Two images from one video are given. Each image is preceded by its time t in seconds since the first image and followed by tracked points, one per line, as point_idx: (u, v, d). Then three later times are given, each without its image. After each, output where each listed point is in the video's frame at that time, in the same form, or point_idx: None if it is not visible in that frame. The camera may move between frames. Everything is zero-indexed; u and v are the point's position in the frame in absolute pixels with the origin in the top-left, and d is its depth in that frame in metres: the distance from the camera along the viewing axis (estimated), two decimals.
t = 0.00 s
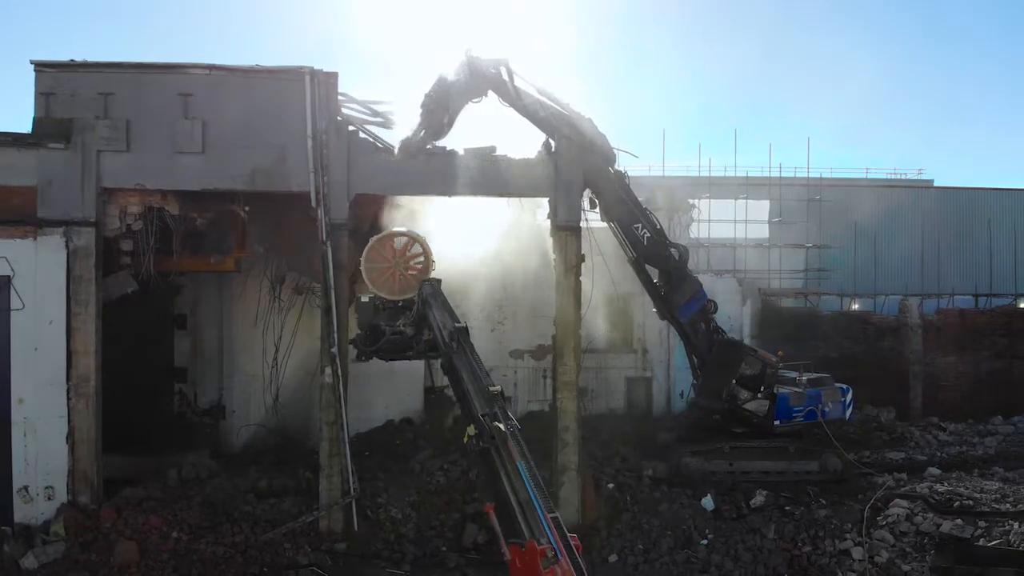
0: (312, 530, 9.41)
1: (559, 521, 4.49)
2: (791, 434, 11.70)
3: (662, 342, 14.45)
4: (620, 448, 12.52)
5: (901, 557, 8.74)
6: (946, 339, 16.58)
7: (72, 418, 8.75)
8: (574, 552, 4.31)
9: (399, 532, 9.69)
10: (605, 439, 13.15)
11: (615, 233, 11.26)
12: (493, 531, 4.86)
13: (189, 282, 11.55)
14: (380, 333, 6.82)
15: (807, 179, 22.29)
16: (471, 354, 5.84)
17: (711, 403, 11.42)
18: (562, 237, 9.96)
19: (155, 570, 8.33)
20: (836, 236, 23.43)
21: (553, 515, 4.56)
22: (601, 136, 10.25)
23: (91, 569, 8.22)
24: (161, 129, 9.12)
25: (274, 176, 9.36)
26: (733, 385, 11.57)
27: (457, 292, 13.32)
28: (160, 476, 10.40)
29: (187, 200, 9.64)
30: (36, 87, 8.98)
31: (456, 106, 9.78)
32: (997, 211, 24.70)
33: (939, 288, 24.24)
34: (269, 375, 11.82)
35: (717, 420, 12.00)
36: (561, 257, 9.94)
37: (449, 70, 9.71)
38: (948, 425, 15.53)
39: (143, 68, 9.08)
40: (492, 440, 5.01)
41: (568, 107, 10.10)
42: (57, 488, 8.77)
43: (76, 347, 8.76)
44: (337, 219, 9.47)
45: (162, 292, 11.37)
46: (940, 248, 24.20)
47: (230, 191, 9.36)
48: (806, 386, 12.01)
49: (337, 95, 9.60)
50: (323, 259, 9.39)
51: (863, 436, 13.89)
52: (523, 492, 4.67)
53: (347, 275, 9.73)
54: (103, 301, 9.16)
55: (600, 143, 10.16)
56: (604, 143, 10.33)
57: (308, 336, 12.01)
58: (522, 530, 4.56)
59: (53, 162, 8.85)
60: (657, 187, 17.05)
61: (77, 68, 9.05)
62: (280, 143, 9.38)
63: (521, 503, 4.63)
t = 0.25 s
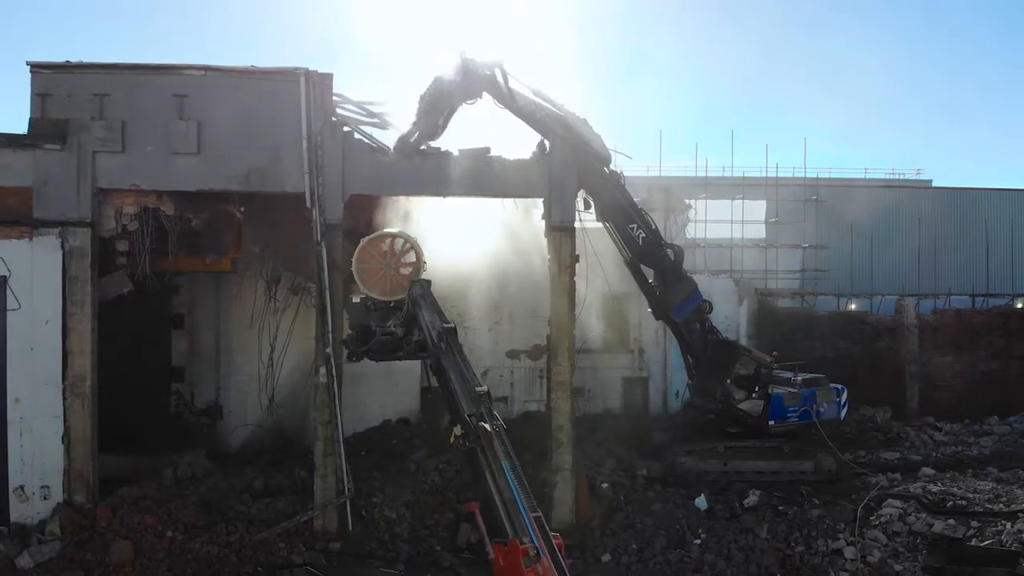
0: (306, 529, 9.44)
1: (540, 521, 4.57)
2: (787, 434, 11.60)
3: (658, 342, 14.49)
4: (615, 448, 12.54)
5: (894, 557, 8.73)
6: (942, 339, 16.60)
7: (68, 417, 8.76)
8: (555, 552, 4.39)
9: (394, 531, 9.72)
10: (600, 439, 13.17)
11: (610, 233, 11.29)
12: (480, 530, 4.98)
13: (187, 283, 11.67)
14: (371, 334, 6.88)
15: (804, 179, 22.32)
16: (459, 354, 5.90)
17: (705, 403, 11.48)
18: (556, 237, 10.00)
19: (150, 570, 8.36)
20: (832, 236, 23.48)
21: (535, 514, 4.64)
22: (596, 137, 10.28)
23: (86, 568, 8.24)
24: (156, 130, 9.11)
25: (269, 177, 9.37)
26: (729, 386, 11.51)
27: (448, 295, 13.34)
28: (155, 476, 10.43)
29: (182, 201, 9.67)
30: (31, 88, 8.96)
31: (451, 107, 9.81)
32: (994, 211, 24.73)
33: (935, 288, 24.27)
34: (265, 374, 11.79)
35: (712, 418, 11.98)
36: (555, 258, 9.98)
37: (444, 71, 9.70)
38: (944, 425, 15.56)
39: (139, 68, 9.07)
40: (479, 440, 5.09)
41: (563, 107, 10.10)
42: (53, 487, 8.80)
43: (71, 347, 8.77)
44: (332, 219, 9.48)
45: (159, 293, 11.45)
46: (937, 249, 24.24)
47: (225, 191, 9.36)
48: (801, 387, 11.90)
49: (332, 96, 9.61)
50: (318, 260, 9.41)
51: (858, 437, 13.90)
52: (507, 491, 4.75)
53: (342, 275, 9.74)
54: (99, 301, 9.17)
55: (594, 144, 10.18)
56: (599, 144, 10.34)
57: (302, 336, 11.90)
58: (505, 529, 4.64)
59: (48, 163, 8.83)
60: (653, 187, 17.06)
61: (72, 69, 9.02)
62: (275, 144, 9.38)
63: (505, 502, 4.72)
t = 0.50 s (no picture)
0: (306, 528, 9.49)
1: (528, 520, 4.67)
2: (786, 434, 11.57)
3: (658, 342, 14.50)
4: (615, 448, 12.54)
5: (891, 557, 8.75)
6: (943, 339, 16.58)
7: (69, 417, 8.80)
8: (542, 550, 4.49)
9: (393, 530, 9.76)
10: (600, 439, 13.18)
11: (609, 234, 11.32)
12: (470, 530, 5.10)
13: (188, 283, 11.74)
14: (365, 335, 7.05)
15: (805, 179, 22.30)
16: (451, 354, 5.96)
17: (704, 403, 11.55)
18: (555, 238, 10.02)
19: (150, 569, 8.40)
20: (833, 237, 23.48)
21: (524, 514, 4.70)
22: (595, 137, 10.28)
23: (86, 567, 8.29)
24: (156, 132, 9.14)
25: (269, 178, 9.40)
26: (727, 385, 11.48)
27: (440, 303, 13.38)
28: (156, 476, 10.47)
29: (182, 202, 9.70)
30: (32, 90, 8.97)
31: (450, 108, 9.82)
32: (995, 211, 24.69)
33: (937, 288, 24.23)
34: (265, 374, 11.81)
35: (711, 419, 12.05)
36: (553, 259, 10.01)
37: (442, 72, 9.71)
38: (944, 426, 15.55)
39: (140, 70, 9.09)
40: (468, 441, 5.14)
41: (561, 109, 10.13)
42: (54, 486, 8.85)
43: (72, 347, 8.80)
44: (331, 220, 9.51)
45: (161, 294, 11.53)
46: (937, 248, 24.21)
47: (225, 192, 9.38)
48: (800, 386, 11.85)
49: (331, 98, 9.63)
50: (317, 260, 9.44)
51: (858, 437, 13.87)
52: (496, 491, 4.83)
53: (342, 276, 9.77)
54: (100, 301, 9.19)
55: (593, 145, 10.20)
56: (598, 145, 10.35)
57: (303, 336, 11.99)
58: (494, 527, 4.74)
59: (50, 165, 8.87)
60: (654, 187, 17.06)
61: (73, 71, 9.03)
62: (274, 146, 9.40)
63: (494, 502, 4.80)
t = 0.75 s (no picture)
0: (315, 526, 9.55)
1: (529, 517, 4.72)
2: (794, 434, 11.58)
3: (667, 342, 14.46)
4: (623, 448, 12.51)
5: (899, 557, 8.68)
6: (955, 339, 16.45)
7: (81, 415, 8.84)
8: (541, 548, 4.57)
9: (401, 528, 9.82)
10: (609, 439, 13.16)
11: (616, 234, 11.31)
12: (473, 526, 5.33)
13: (199, 283, 11.86)
14: (372, 334, 7.09)
15: (816, 178, 22.19)
16: (454, 353, 5.99)
17: (712, 403, 11.49)
18: (562, 238, 10.04)
19: (160, 566, 8.52)
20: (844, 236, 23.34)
21: (524, 511, 4.73)
22: (602, 138, 10.31)
23: (98, 563, 8.41)
24: (166, 133, 9.23)
25: (277, 178, 9.46)
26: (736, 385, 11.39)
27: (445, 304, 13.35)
28: (166, 474, 10.57)
29: (192, 202, 9.77)
30: (44, 91, 9.05)
31: (457, 110, 9.87)
32: (1008, 210, 24.45)
33: (948, 288, 24.02)
34: (274, 374, 11.89)
35: (720, 419, 12.00)
36: (560, 258, 10.02)
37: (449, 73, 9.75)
38: (956, 426, 15.42)
39: (150, 72, 9.17)
40: (470, 440, 5.26)
41: (567, 108, 10.14)
42: (66, 484, 8.89)
43: (84, 346, 8.86)
44: (339, 220, 9.56)
45: (173, 294, 11.67)
46: (949, 248, 24.01)
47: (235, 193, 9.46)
48: (809, 386, 11.81)
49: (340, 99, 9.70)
50: (325, 260, 9.48)
51: (869, 437, 13.77)
52: (496, 488, 4.92)
53: (349, 275, 9.81)
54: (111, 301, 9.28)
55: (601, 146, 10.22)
56: (606, 145, 10.34)
57: (312, 338, 11.96)
58: (495, 524, 4.87)
59: (61, 166, 8.95)
60: (663, 187, 17.02)
61: (84, 73, 9.11)
62: (283, 147, 9.47)
63: (494, 499, 4.91)
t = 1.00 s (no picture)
0: (327, 524, 9.63)
1: (530, 513, 4.81)
2: (807, 433, 11.45)
3: (680, 342, 14.33)
4: (635, 448, 12.45)
5: (910, 558, 8.63)
6: (971, 339, 16.29)
7: (97, 413, 8.95)
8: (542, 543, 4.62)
9: (412, 526, 9.89)
10: (620, 439, 13.12)
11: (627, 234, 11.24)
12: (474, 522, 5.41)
13: (214, 283, 11.96)
14: (380, 333, 7.17)
15: (830, 178, 22.03)
16: (460, 351, 6.10)
17: (724, 403, 11.45)
18: (572, 237, 10.05)
19: (175, 563, 8.55)
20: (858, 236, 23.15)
21: (525, 506, 4.84)
22: (613, 137, 10.31)
23: (113, 559, 8.48)
24: (180, 134, 9.32)
25: (290, 179, 9.54)
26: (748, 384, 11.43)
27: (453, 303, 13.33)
28: (181, 471, 10.72)
29: (206, 202, 9.85)
30: (61, 94, 9.18)
31: (467, 110, 9.91)
32: None
33: (964, 289, 23.73)
34: (287, 373, 12.00)
35: (732, 419, 11.86)
36: (570, 258, 10.04)
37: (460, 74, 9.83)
38: (971, 427, 15.26)
39: (164, 74, 9.28)
40: (474, 436, 5.34)
41: (578, 108, 10.16)
42: (82, 481, 8.95)
43: (100, 345, 8.97)
44: (350, 220, 9.62)
45: (189, 293, 11.77)
46: (965, 248, 23.73)
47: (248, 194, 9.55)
48: (822, 386, 11.65)
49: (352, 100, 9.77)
50: (337, 259, 9.55)
51: (883, 437, 13.62)
52: (498, 485, 5.01)
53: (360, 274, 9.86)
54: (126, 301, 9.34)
55: (611, 145, 10.22)
56: (616, 144, 10.32)
57: (324, 338, 12.06)
58: (497, 520, 4.92)
59: (77, 167, 9.02)
60: (675, 186, 16.97)
61: (100, 75, 9.22)
62: (296, 148, 9.56)
63: (497, 495, 4.99)
